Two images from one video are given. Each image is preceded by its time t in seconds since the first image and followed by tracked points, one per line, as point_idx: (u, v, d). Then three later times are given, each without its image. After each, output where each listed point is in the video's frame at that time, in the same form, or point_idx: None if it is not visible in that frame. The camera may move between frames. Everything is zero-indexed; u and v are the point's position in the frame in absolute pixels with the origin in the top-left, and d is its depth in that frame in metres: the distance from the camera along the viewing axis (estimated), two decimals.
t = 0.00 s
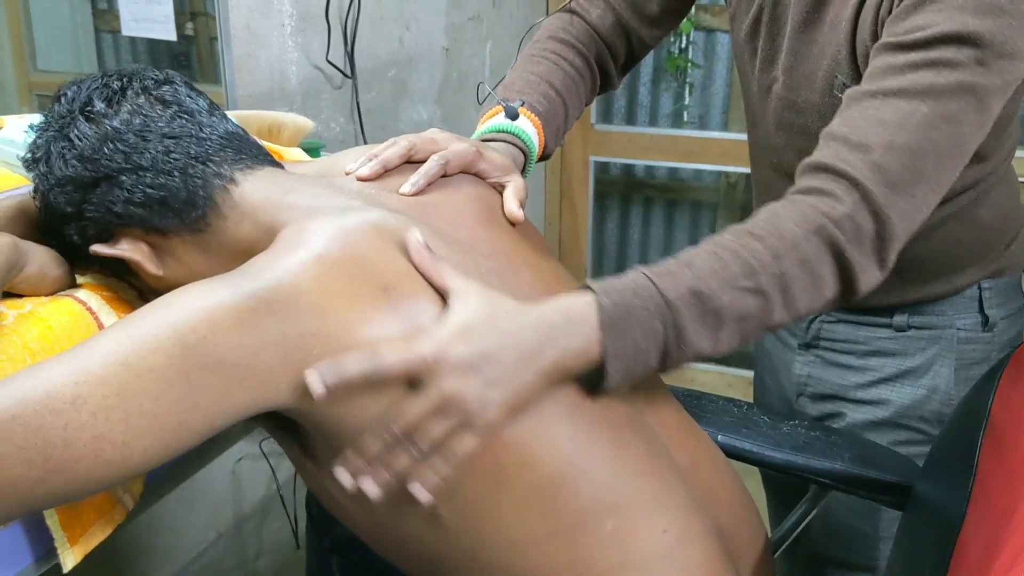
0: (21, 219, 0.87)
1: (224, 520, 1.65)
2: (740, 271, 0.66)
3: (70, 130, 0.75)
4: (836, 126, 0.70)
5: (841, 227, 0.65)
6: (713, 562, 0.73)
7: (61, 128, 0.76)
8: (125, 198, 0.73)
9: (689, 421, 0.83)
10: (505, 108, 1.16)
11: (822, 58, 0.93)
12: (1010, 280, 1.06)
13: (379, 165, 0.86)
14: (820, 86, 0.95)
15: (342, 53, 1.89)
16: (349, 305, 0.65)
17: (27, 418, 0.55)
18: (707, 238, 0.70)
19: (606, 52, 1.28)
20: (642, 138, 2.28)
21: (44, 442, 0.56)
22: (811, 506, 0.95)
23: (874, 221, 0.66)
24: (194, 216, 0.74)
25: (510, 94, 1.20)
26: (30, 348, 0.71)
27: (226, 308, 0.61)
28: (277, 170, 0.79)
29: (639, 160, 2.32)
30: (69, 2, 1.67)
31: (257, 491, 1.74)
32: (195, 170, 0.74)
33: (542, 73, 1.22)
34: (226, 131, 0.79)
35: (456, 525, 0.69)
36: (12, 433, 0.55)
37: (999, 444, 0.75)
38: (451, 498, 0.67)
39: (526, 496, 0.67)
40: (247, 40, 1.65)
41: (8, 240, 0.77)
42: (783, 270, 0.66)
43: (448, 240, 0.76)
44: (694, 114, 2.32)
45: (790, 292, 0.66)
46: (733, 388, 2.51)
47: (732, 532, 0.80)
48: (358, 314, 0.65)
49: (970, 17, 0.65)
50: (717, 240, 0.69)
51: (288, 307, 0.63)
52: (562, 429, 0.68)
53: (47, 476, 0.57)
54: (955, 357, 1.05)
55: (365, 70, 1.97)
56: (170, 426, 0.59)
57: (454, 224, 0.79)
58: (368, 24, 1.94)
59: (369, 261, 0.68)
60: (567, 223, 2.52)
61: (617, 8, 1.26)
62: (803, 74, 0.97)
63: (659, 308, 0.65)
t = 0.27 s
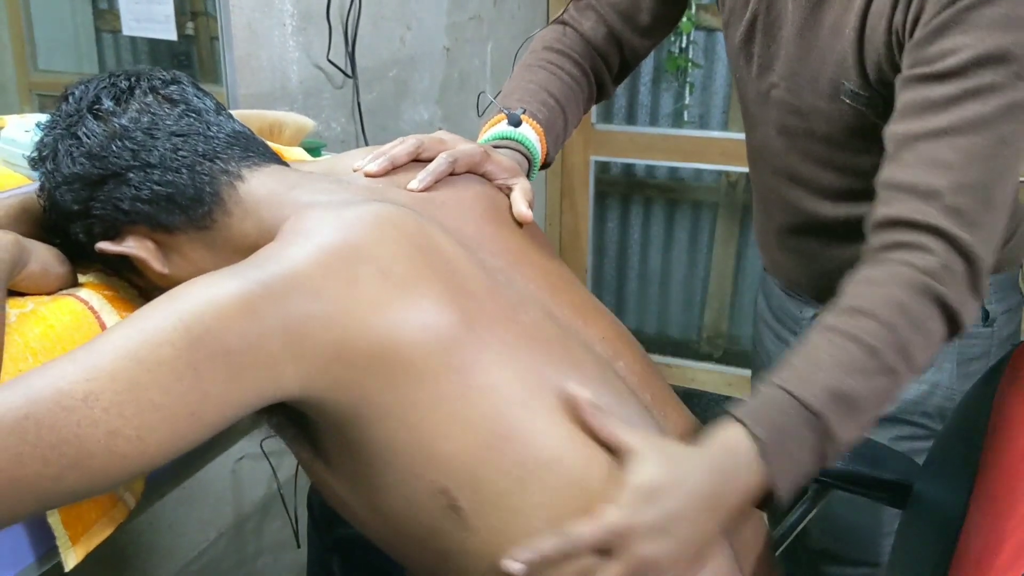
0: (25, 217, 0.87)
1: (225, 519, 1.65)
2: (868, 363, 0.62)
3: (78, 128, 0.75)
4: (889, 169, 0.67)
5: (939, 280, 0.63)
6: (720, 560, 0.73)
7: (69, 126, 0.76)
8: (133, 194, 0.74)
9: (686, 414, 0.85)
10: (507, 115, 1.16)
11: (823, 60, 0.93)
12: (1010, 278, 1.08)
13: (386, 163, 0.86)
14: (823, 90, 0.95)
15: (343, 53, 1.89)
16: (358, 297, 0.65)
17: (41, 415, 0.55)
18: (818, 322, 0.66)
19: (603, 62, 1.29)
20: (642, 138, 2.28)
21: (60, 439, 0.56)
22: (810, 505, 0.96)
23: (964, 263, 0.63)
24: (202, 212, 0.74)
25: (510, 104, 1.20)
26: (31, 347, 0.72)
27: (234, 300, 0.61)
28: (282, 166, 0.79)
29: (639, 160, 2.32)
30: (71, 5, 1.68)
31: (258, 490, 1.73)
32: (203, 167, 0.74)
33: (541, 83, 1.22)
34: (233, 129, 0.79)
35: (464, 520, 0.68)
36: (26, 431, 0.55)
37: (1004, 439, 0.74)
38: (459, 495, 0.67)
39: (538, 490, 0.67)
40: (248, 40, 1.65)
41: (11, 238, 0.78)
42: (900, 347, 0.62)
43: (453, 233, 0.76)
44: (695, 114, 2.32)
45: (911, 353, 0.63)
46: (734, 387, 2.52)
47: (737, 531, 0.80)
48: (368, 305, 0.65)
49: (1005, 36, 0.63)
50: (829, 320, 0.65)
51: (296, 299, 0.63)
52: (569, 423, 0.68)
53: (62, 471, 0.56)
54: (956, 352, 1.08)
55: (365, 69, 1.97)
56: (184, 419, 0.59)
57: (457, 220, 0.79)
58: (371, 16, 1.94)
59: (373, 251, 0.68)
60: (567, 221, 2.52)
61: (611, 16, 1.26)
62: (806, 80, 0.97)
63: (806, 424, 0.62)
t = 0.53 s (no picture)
0: (22, 217, 0.87)
1: (223, 519, 1.65)
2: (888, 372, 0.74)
3: (71, 130, 0.75)
4: (912, 199, 0.77)
5: (963, 307, 0.73)
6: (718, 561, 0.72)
7: (62, 128, 0.76)
8: (124, 198, 0.73)
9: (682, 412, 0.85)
10: (508, 120, 1.16)
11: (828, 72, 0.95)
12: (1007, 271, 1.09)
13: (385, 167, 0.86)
14: (827, 99, 0.96)
15: (341, 52, 1.89)
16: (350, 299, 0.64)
17: (23, 412, 0.55)
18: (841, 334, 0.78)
19: (597, 67, 1.28)
20: (641, 138, 2.28)
21: (39, 436, 0.56)
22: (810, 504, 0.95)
23: (987, 289, 0.74)
24: (192, 217, 0.74)
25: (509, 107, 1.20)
26: (29, 346, 0.71)
27: (218, 296, 0.61)
28: (277, 168, 0.79)
29: (639, 160, 2.32)
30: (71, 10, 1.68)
31: (256, 490, 1.75)
32: (194, 171, 0.74)
33: (537, 87, 1.22)
34: (226, 133, 0.79)
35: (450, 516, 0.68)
36: (8, 427, 0.55)
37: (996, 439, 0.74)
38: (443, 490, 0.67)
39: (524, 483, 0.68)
40: (247, 38, 1.68)
41: (9, 238, 0.78)
42: (917, 365, 0.74)
43: (448, 232, 0.76)
44: (694, 113, 2.31)
45: (926, 370, 0.75)
46: (733, 386, 2.52)
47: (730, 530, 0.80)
48: (360, 306, 0.65)
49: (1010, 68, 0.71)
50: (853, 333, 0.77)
51: (282, 296, 0.62)
52: (556, 418, 0.69)
53: (45, 470, 0.56)
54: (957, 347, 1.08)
55: (364, 69, 1.97)
56: (167, 415, 0.59)
57: (453, 221, 0.79)
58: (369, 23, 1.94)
59: (366, 252, 0.67)
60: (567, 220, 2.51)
61: (604, 22, 1.26)
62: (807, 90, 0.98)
63: (822, 425, 0.74)
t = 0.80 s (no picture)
0: (22, 217, 0.87)
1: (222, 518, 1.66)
2: (856, 330, 0.78)
3: (69, 125, 0.75)
4: (910, 203, 0.80)
5: (943, 297, 0.78)
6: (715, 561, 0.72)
7: (61, 123, 0.76)
8: (120, 193, 0.74)
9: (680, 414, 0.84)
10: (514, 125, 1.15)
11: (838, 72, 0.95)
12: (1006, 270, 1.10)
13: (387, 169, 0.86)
14: (837, 101, 0.96)
15: (341, 52, 1.88)
16: (342, 292, 0.64)
17: (17, 409, 0.56)
18: (825, 285, 0.83)
19: (602, 68, 1.29)
20: (641, 138, 2.27)
21: (33, 432, 0.56)
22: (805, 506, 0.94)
23: (967, 283, 0.78)
24: (187, 213, 0.74)
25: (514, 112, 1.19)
26: (27, 345, 0.71)
27: (211, 294, 0.61)
28: (272, 167, 0.79)
29: (638, 160, 2.31)
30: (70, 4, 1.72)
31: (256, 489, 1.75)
32: (189, 167, 0.74)
33: (544, 92, 1.22)
34: (224, 130, 0.79)
35: (438, 518, 0.67)
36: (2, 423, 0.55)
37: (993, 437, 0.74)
38: (421, 491, 0.66)
39: (515, 488, 0.66)
40: (246, 38, 1.74)
41: (7, 238, 0.77)
42: (883, 330, 0.79)
43: (443, 232, 0.75)
44: (694, 113, 2.33)
45: (892, 344, 0.80)
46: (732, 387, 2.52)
47: (726, 530, 0.80)
48: (353, 301, 0.64)
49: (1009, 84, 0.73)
50: (835, 285, 0.81)
51: (274, 296, 0.62)
52: (550, 420, 0.67)
53: (38, 468, 0.57)
54: (959, 347, 1.09)
55: (362, 68, 1.94)
56: (159, 412, 0.59)
57: (446, 222, 0.79)
58: (367, 31, 1.92)
59: (359, 250, 0.67)
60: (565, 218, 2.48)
61: (613, 23, 1.26)
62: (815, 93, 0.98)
63: (780, 351, 0.78)
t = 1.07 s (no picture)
0: (23, 216, 0.87)
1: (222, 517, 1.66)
2: (762, 270, 0.85)
3: (77, 123, 0.76)
4: (862, 169, 0.84)
5: (864, 270, 0.82)
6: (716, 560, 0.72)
7: (68, 121, 0.76)
8: (126, 191, 0.73)
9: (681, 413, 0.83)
10: (515, 121, 1.14)
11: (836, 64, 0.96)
12: (1005, 269, 1.11)
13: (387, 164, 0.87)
14: (840, 97, 0.97)
15: (341, 51, 1.88)
16: (348, 289, 0.64)
17: (25, 410, 0.56)
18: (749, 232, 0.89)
19: (608, 62, 1.29)
20: (641, 137, 2.28)
21: (41, 432, 0.56)
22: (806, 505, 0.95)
23: (891, 263, 0.82)
24: (192, 211, 0.73)
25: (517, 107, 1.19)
26: (27, 345, 0.71)
27: (218, 292, 0.61)
28: (278, 166, 0.79)
29: (639, 160, 2.32)
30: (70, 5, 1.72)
31: (256, 488, 1.76)
32: (196, 165, 0.74)
33: (549, 87, 1.22)
34: (230, 130, 0.79)
35: (438, 516, 0.67)
36: (11, 424, 0.55)
37: (996, 436, 0.74)
38: (423, 489, 0.66)
39: (516, 487, 0.65)
40: (246, 38, 1.73)
41: (6, 237, 0.78)
42: (788, 275, 0.84)
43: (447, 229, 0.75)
44: (694, 112, 2.31)
45: (800, 302, 0.85)
46: (733, 386, 2.51)
47: (728, 529, 0.79)
48: (359, 299, 0.64)
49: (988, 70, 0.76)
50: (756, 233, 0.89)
51: (282, 292, 0.62)
52: (554, 418, 0.67)
53: (45, 467, 0.57)
54: (959, 345, 1.09)
55: (361, 68, 1.94)
56: (166, 410, 0.59)
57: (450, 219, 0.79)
58: (367, 29, 1.92)
59: (365, 247, 0.66)
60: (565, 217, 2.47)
61: (624, 17, 1.27)
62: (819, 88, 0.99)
63: (687, 269, 0.85)
